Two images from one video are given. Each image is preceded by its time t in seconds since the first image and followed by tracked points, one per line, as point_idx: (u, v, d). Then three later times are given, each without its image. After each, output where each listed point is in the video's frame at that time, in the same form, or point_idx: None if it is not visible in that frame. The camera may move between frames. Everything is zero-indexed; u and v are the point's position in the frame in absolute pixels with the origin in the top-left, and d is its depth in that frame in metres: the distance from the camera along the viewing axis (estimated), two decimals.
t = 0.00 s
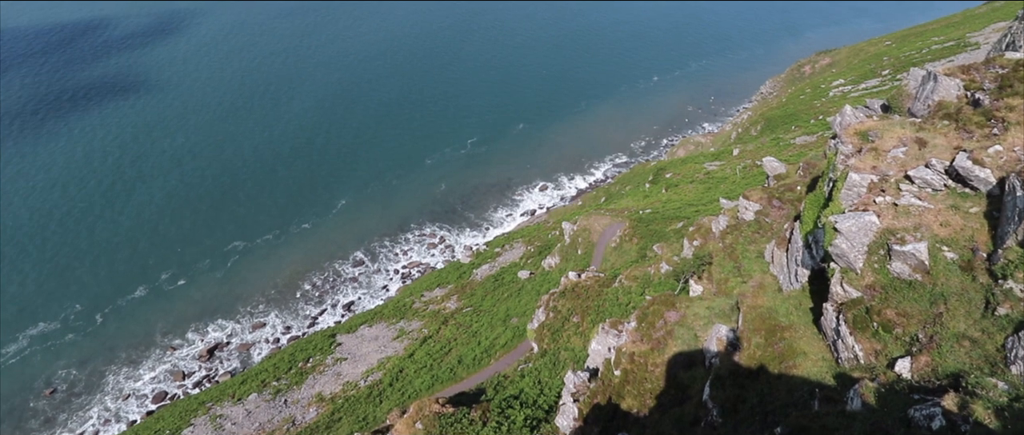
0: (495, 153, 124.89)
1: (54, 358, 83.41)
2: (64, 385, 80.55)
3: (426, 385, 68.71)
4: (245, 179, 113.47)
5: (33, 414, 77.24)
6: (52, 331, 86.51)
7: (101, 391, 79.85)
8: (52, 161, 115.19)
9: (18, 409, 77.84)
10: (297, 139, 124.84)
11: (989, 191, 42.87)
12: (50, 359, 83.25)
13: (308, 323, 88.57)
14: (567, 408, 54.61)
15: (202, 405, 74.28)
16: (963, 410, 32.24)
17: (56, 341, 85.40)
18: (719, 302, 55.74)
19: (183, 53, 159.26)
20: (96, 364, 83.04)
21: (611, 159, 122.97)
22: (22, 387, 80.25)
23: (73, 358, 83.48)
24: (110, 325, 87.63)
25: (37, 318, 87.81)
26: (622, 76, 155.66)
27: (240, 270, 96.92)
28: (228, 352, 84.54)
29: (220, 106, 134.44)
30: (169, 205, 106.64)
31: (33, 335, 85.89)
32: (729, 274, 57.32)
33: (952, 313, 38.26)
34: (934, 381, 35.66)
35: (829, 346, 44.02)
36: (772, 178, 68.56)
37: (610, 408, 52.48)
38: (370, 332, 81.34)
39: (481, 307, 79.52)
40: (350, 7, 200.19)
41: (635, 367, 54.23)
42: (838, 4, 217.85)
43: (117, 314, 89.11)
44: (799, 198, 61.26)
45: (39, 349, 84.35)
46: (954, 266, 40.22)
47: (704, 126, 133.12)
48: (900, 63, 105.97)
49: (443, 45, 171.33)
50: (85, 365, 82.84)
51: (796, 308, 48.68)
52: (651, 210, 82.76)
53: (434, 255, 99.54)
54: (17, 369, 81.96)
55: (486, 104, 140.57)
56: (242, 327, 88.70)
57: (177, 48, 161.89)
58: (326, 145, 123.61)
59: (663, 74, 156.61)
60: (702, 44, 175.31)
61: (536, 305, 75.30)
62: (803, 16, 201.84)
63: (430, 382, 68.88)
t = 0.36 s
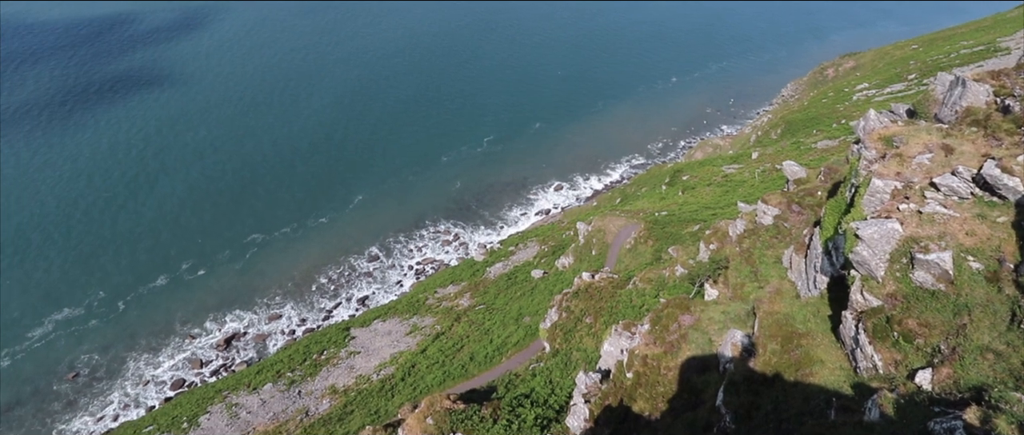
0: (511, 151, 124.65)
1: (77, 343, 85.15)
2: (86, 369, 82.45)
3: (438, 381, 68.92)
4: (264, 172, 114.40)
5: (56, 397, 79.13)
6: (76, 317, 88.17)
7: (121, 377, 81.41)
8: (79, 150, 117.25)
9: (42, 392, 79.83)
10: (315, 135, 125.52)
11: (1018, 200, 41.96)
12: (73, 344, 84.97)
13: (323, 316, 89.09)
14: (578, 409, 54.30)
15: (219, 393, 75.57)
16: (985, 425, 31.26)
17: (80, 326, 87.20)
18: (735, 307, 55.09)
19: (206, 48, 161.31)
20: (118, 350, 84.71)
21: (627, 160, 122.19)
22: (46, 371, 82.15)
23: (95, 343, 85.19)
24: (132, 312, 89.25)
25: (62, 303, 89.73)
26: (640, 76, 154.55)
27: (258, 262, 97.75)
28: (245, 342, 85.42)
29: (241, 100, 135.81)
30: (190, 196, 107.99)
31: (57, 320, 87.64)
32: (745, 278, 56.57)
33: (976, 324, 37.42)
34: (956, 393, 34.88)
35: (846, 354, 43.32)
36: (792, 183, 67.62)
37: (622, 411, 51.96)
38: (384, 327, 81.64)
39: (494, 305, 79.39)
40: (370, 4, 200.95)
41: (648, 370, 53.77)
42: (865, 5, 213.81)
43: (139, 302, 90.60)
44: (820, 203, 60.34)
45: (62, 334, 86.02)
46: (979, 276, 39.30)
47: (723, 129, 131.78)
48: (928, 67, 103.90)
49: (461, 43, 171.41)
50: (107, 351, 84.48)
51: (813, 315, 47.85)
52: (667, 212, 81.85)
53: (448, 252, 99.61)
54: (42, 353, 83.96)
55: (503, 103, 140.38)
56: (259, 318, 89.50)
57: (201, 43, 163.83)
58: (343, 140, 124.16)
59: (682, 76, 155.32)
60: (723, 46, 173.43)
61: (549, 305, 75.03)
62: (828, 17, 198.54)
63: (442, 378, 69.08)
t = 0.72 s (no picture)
0: (527, 150, 124.39)
1: (100, 329, 87.06)
2: (108, 355, 84.30)
3: (449, 377, 69.14)
4: (284, 166, 115.30)
5: (79, 381, 80.95)
6: (100, 303, 90.04)
7: (142, 364, 83.12)
8: (104, 141, 119.30)
9: (65, 376, 81.60)
10: (333, 130, 126.20)
11: None
12: (96, 330, 86.86)
13: (338, 310, 89.62)
14: (589, 410, 54.05)
15: (236, 382, 76.56)
16: None
17: (103, 312, 89.03)
18: (751, 312, 54.34)
19: (229, 42, 163.07)
20: (139, 337, 86.34)
21: (644, 161, 121.41)
22: (70, 355, 83.92)
23: (117, 330, 87.11)
24: (153, 300, 90.79)
25: (87, 289, 91.63)
26: (659, 77, 153.40)
27: (276, 254, 98.62)
28: (262, 333, 86.28)
29: (261, 94, 137.07)
30: (211, 188, 109.26)
31: (81, 307, 89.46)
32: (763, 283, 55.78)
33: (1001, 337, 36.83)
34: (979, 407, 34.10)
35: (866, 363, 42.61)
36: (813, 188, 66.65)
37: (633, 414, 51.57)
38: (397, 322, 81.89)
39: (507, 303, 79.29)
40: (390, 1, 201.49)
41: (661, 373, 53.13)
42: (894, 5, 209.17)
43: (160, 291, 92.17)
44: (841, 209, 59.34)
45: (86, 320, 87.88)
46: (1005, 288, 38.66)
47: (742, 131, 130.36)
48: (956, 72, 101.91)
49: (480, 41, 171.35)
50: (129, 338, 86.23)
51: (832, 323, 47.09)
52: (683, 214, 80.95)
53: (462, 250, 99.66)
54: (66, 338, 85.62)
55: (521, 102, 140.12)
56: (275, 309, 90.29)
57: (225, 38, 165.44)
58: (361, 136, 124.74)
59: (702, 77, 153.74)
60: (745, 47, 171.42)
61: (562, 304, 74.77)
62: (854, 18, 194.71)
63: (454, 375, 69.23)
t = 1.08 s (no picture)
0: (544, 149, 123.98)
1: (122, 316, 88.54)
2: (130, 342, 85.62)
3: (461, 374, 69.35)
4: (302, 161, 116.17)
5: (101, 367, 82.37)
6: (123, 291, 91.58)
7: (162, 351, 84.28)
8: (130, 133, 121.26)
9: (89, 361, 83.03)
10: (352, 126, 126.83)
11: None
12: (118, 317, 88.27)
13: (353, 304, 90.02)
14: (600, 411, 53.61)
15: (252, 372, 77.51)
16: None
17: (126, 300, 90.49)
18: (767, 318, 53.62)
19: (251, 38, 164.71)
20: (160, 325, 87.61)
21: (661, 162, 120.40)
22: (93, 341, 85.42)
23: (139, 317, 88.47)
24: (175, 290, 92.11)
25: (110, 277, 93.23)
26: (679, 77, 151.99)
27: (293, 248, 99.45)
28: (278, 325, 87.01)
29: (282, 90, 138.29)
30: (231, 181, 110.45)
31: (105, 294, 91.01)
32: (780, 289, 55.06)
33: None
34: (1002, 420, 33.57)
35: (885, 373, 41.98)
36: (834, 193, 65.62)
37: (645, 416, 51.07)
38: (411, 317, 82.10)
39: (520, 302, 79.09)
40: None
41: (675, 376, 52.53)
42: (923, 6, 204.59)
43: (181, 280, 93.46)
44: (863, 215, 58.30)
45: (109, 307, 89.35)
46: None
47: (762, 134, 128.86)
48: (986, 77, 99.63)
49: (499, 40, 171.05)
50: (150, 325, 87.54)
51: (851, 331, 46.46)
52: (701, 216, 79.97)
53: (477, 247, 99.58)
54: (89, 324, 87.07)
55: (539, 101, 139.68)
56: (291, 302, 91.00)
57: (248, 33, 167.08)
58: (380, 132, 125.21)
59: (722, 78, 151.99)
60: (767, 48, 169.15)
61: (575, 304, 74.38)
62: (881, 20, 191.10)
63: (466, 371, 69.37)
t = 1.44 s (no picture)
0: (560, 149, 123.45)
1: (144, 304, 89.79)
2: (152, 330, 86.72)
3: (473, 371, 69.46)
4: (321, 155, 116.90)
5: (123, 354, 83.58)
6: (145, 280, 92.90)
7: (182, 340, 85.33)
8: (154, 125, 122.99)
9: (111, 348, 84.28)
10: (370, 122, 127.32)
11: None
12: (140, 305, 89.51)
13: (368, 298, 90.39)
14: (612, 412, 52.87)
15: (269, 363, 78.19)
16: None
17: (148, 289, 91.73)
18: (785, 323, 52.84)
19: (272, 33, 165.97)
20: (180, 315, 88.69)
21: (679, 164, 119.36)
22: (115, 329, 86.64)
23: (160, 306, 89.66)
24: (196, 280, 93.20)
25: (133, 267, 94.56)
26: (698, 78, 150.37)
27: (310, 242, 100.18)
28: (294, 317, 87.67)
29: (301, 85, 139.25)
30: (251, 174, 111.44)
31: (129, 282, 92.37)
32: (799, 295, 54.30)
33: None
34: None
35: (905, 383, 41.32)
36: (857, 198, 64.57)
37: (658, 419, 50.58)
38: (425, 313, 82.24)
39: (533, 301, 78.91)
40: None
41: (688, 379, 51.97)
42: (951, 7, 200.56)
43: (201, 271, 94.56)
44: (885, 221, 57.21)
45: (132, 296, 90.65)
46: None
47: (782, 137, 127.28)
48: (1016, 82, 97.47)
49: (517, 38, 170.51)
50: (171, 314, 88.66)
51: (871, 339, 45.77)
52: (718, 219, 79.03)
53: (491, 245, 99.43)
54: (113, 312, 88.39)
55: (556, 100, 139.09)
56: (308, 295, 91.66)
57: (270, 29, 168.40)
58: (398, 129, 125.61)
59: (743, 79, 150.16)
60: (788, 49, 166.76)
61: (589, 305, 73.97)
62: (907, 22, 187.65)
63: (479, 369, 69.43)
